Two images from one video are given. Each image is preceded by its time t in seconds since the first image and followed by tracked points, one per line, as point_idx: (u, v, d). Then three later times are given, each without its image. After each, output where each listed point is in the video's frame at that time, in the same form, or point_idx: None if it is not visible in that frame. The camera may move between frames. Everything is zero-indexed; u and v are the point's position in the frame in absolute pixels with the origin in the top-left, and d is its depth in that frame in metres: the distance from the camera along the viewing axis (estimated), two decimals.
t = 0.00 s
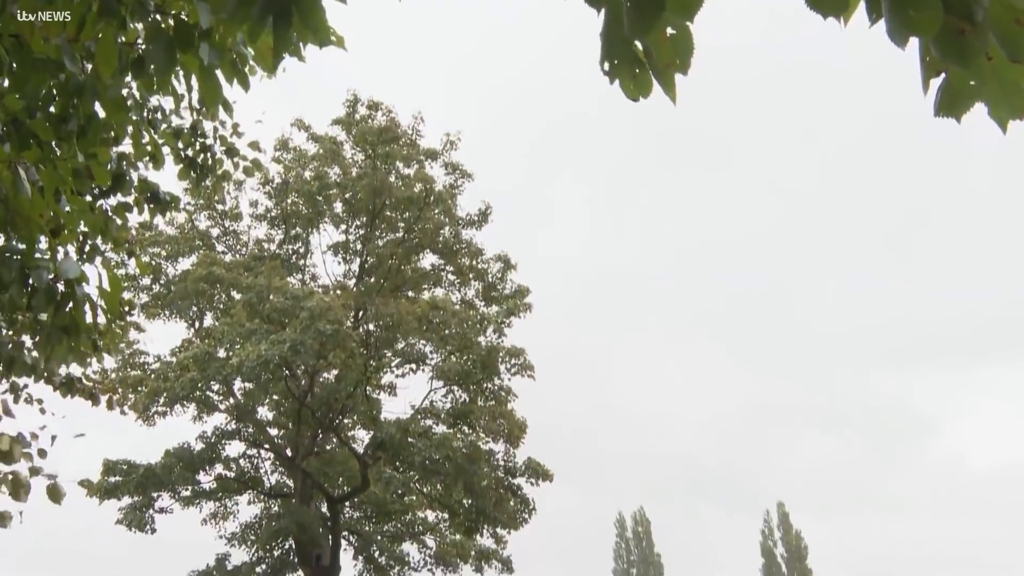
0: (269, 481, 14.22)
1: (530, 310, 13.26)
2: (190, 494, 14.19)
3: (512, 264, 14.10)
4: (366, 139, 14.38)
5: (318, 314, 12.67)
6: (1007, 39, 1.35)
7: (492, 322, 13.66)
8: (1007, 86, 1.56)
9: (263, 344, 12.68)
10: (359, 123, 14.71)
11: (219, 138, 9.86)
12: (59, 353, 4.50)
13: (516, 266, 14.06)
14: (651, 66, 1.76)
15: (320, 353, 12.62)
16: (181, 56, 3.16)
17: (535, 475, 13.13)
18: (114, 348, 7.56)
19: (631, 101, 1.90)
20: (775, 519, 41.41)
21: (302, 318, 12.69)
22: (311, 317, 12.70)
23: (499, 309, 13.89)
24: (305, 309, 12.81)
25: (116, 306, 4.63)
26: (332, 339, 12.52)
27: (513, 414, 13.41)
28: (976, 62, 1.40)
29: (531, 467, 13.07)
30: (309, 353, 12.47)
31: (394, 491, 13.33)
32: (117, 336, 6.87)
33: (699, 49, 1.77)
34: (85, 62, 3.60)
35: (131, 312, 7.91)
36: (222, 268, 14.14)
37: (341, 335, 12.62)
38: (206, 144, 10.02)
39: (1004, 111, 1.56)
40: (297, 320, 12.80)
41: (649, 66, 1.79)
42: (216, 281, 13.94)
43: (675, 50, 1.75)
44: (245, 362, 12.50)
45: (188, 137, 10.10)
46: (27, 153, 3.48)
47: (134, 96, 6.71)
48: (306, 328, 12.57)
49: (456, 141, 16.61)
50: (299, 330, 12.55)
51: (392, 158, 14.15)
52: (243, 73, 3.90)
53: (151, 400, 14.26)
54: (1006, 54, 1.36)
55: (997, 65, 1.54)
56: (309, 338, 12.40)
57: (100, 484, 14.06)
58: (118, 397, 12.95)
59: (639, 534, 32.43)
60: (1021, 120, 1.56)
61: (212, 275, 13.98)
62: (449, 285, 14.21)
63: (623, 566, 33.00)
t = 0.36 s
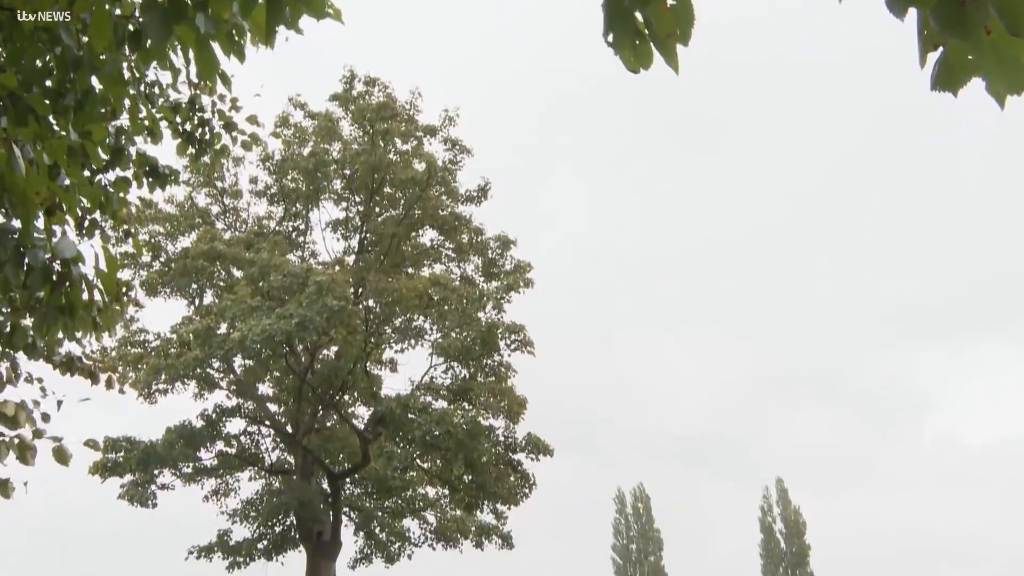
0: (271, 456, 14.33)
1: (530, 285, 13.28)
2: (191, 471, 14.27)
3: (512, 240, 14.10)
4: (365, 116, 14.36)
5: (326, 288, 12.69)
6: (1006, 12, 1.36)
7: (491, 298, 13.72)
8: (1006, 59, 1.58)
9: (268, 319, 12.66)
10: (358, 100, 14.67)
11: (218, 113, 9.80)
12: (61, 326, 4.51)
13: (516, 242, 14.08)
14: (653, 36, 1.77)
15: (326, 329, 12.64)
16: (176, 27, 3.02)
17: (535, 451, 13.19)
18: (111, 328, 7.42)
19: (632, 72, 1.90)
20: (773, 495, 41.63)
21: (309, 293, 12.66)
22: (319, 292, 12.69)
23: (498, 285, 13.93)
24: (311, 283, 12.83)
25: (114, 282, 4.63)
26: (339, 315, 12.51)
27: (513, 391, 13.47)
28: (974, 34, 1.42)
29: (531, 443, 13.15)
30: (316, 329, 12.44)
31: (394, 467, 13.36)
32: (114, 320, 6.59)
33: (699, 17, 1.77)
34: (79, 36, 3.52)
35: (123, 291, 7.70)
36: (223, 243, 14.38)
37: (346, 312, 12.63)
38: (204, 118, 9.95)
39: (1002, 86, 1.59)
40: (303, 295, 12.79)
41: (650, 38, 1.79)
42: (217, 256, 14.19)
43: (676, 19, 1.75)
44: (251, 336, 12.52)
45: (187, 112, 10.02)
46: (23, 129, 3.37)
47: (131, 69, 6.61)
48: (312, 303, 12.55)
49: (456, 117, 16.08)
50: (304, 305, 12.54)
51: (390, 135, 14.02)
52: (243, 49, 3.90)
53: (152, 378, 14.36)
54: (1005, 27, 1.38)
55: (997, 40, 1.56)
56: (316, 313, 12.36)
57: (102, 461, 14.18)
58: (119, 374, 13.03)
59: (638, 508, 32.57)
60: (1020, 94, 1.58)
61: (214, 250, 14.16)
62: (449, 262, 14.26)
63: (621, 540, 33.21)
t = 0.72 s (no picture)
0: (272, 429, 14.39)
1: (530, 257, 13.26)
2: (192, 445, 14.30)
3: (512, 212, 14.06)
4: (364, 88, 14.30)
5: (326, 259, 12.68)
6: None
7: (491, 270, 13.68)
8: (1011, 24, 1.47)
9: (268, 289, 12.64)
10: (358, 72, 14.61)
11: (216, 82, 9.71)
12: (61, 296, 4.45)
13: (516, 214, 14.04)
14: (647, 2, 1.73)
15: (326, 300, 12.62)
16: None
17: (535, 422, 13.19)
18: (110, 300, 7.40)
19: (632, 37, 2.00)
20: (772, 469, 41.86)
21: (310, 263, 12.67)
22: (320, 263, 12.70)
23: (498, 257, 13.93)
24: (311, 254, 12.82)
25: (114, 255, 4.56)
26: (339, 286, 12.49)
27: (513, 363, 13.54)
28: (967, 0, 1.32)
29: (531, 415, 13.14)
30: (317, 299, 12.42)
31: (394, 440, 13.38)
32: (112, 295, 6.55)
33: None
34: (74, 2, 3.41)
35: (122, 261, 7.65)
36: (220, 219, 14.29)
37: (347, 283, 12.60)
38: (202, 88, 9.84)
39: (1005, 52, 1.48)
40: (306, 264, 12.80)
41: (649, 4, 1.93)
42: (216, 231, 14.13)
43: None
44: (250, 306, 12.49)
45: (183, 82, 9.94)
46: (15, 99, 3.23)
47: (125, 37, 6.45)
48: (313, 273, 12.54)
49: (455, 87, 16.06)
50: (305, 274, 12.53)
51: (389, 108, 13.94)
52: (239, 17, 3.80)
53: (152, 352, 14.40)
54: None
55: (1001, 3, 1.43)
56: (316, 283, 12.34)
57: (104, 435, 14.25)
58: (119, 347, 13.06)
59: (638, 480, 32.77)
60: None
61: (211, 225, 14.05)
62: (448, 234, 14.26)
63: (621, 512, 33.46)
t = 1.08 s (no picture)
0: (272, 402, 14.44)
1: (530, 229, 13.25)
2: (193, 419, 14.34)
3: (511, 184, 14.03)
4: (362, 60, 14.20)
5: (319, 231, 12.70)
6: None
7: (491, 243, 13.70)
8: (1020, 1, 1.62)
9: (263, 262, 12.65)
10: (357, 44, 14.50)
11: (212, 52, 9.58)
12: (59, 270, 4.39)
13: (515, 186, 14.02)
14: None
15: (320, 273, 12.60)
16: None
17: (534, 395, 13.22)
18: (109, 277, 7.30)
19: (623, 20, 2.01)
20: (772, 443, 42.11)
21: (303, 236, 12.68)
22: (313, 235, 12.71)
23: (497, 230, 13.92)
24: (308, 227, 12.80)
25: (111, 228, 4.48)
26: (333, 257, 12.46)
27: (512, 335, 13.61)
28: None
29: (530, 387, 13.15)
30: (309, 271, 12.41)
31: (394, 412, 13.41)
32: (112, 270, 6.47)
33: None
34: None
35: (120, 233, 7.58)
36: (218, 194, 14.25)
37: (341, 255, 12.55)
38: (198, 59, 9.72)
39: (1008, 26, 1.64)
40: (297, 237, 12.78)
41: None
42: (214, 205, 14.09)
43: None
44: (245, 279, 12.47)
45: (180, 54, 9.83)
46: (11, 71, 3.06)
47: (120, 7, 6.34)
48: (306, 246, 12.54)
49: (454, 59, 16.04)
50: (298, 248, 12.50)
51: (389, 80, 13.88)
52: None
53: (153, 326, 14.44)
54: None
55: None
56: (309, 255, 12.33)
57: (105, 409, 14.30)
58: (119, 320, 13.07)
59: (639, 453, 32.99)
60: None
61: (209, 200, 14.06)
62: (448, 206, 14.28)
63: (622, 484, 33.73)
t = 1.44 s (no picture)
0: (273, 376, 14.44)
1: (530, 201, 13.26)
2: (194, 393, 14.39)
3: (510, 156, 14.02)
4: (360, 32, 14.09)
5: (312, 205, 12.62)
6: None
7: (490, 216, 13.70)
8: None
9: (259, 238, 12.62)
10: (354, 16, 14.34)
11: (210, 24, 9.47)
12: (57, 244, 4.32)
13: (515, 158, 14.02)
14: None
15: (315, 248, 12.50)
16: None
17: (535, 367, 13.28)
18: (107, 252, 7.21)
19: None
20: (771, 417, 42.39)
21: (297, 210, 12.62)
22: (307, 209, 12.64)
23: (497, 203, 13.93)
24: (300, 203, 12.73)
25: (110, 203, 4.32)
26: (325, 232, 12.35)
27: (512, 309, 13.70)
28: None
29: (530, 359, 13.21)
30: (304, 245, 12.37)
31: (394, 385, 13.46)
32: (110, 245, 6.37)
33: None
34: None
35: (118, 207, 7.49)
36: (217, 167, 14.19)
37: (334, 228, 12.44)
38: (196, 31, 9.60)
39: None
40: (292, 212, 12.72)
41: None
42: (213, 179, 14.05)
43: None
44: (242, 254, 12.45)
45: (176, 25, 9.68)
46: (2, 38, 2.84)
47: None
48: (300, 221, 12.46)
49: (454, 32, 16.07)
50: (292, 223, 12.42)
51: (388, 52, 13.74)
52: None
53: (153, 301, 14.45)
54: None
55: None
56: (303, 229, 12.25)
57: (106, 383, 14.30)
58: (118, 294, 13.05)
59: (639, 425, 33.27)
60: None
61: (208, 174, 14.01)
62: (448, 179, 14.28)
63: (622, 458, 34.00)
